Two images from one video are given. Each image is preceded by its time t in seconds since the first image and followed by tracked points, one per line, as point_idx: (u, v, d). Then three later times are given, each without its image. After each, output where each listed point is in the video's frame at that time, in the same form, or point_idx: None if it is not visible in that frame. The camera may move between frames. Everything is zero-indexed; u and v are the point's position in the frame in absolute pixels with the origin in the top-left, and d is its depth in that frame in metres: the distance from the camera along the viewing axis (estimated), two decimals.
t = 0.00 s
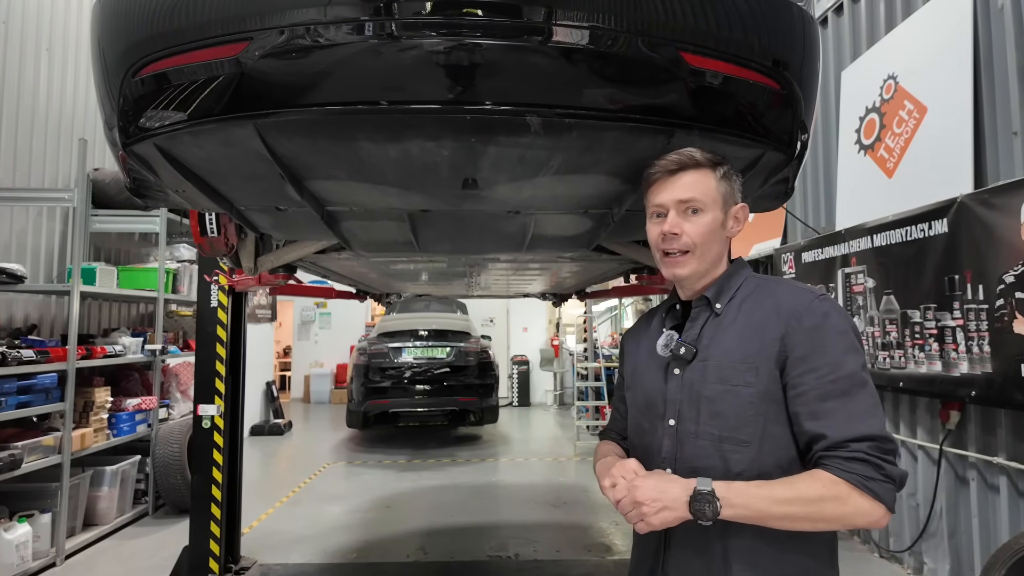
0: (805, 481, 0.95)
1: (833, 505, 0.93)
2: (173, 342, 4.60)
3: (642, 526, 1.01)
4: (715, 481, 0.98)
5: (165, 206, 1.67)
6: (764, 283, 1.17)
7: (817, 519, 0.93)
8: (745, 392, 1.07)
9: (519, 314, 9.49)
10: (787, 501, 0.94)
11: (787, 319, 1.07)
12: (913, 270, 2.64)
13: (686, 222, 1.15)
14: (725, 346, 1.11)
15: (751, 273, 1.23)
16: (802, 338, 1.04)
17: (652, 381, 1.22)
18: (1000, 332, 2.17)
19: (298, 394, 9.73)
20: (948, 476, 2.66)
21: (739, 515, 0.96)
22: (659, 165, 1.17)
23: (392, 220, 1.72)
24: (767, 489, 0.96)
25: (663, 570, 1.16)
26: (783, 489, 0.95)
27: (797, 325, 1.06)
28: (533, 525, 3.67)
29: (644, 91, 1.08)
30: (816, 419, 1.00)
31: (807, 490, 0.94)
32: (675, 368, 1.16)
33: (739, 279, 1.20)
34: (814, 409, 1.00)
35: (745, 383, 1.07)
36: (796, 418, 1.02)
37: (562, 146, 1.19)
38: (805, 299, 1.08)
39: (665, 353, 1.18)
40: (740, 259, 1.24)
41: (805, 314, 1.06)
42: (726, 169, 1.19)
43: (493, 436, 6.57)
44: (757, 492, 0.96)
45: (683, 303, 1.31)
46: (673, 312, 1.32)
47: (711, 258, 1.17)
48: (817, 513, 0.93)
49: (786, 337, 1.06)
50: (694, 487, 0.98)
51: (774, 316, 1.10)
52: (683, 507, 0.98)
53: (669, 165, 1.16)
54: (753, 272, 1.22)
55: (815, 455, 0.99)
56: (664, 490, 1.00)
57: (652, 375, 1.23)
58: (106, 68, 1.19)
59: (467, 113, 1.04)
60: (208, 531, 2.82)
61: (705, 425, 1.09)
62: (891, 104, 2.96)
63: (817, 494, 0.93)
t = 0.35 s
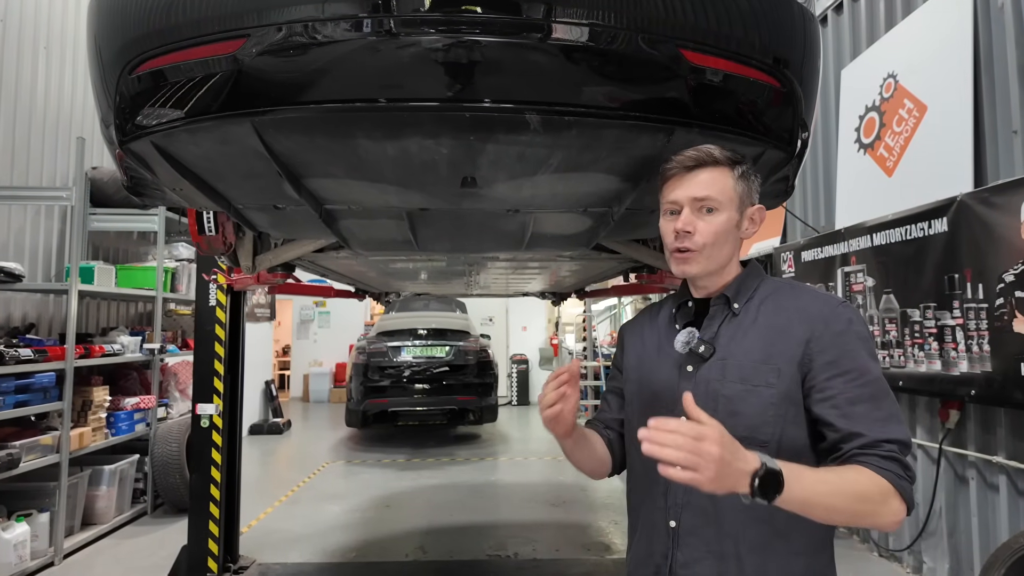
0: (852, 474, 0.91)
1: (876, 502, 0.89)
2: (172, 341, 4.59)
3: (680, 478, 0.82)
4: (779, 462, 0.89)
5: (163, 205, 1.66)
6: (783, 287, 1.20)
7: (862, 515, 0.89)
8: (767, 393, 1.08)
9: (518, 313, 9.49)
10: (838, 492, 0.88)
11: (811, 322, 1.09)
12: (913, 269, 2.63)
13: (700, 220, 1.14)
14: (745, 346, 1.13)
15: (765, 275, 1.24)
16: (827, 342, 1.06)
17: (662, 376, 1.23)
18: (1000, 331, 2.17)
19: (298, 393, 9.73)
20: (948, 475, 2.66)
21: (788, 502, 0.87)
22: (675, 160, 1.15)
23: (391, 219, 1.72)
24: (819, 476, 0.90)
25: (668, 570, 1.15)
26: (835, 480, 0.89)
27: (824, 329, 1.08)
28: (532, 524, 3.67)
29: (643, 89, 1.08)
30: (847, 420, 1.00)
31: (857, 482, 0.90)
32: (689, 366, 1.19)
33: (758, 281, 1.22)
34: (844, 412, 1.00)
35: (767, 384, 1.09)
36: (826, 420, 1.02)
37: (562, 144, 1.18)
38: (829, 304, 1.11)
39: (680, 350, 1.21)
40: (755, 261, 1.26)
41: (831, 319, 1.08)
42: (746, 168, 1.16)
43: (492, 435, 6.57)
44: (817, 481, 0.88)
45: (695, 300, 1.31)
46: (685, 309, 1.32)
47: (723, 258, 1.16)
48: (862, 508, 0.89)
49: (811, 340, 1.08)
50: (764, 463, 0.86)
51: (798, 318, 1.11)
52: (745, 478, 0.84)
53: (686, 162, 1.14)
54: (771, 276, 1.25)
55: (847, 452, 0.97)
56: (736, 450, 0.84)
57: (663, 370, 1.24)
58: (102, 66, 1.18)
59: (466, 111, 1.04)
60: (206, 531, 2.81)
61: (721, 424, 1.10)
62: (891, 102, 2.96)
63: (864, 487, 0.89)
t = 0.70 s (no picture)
0: (873, 458, 0.92)
1: (893, 487, 0.91)
2: (171, 340, 4.58)
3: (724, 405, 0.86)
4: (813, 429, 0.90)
5: (160, 203, 1.65)
6: (781, 285, 1.20)
7: (878, 500, 0.90)
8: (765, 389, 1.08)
9: (517, 312, 9.49)
10: (861, 473, 0.90)
11: (810, 319, 1.09)
12: (912, 268, 2.63)
13: (699, 218, 1.14)
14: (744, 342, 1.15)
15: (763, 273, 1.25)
16: (826, 339, 1.06)
17: (659, 372, 1.26)
18: (999, 329, 2.16)
19: (297, 392, 9.73)
20: (947, 474, 2.66)
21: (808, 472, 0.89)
22: (675, 158, 1.15)
23: (390, 217, 1.71)
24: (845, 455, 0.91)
25: (664, 567, 1.15)
26: (861, 461, 0.91)
27: (823, 324, 1.08)
28: (532, 523, 3.67)
29: (642, 87, 1.07)
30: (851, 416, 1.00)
31: (876, 468, 0.91)
32: (686, 362, 1.21)
33: (757, 279, 1.23)
34: (847, 406, 1.00)
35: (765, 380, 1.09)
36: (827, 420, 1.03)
37: (561, 142, 1.18)
38: (828, 301, 1.11)
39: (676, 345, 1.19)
40: (753, 258, 1.27)
41: (830, 316, 1.08)
42: (746, 164, 1.16)
43: (491, 434, 6.57)
44: (846, 465, 0.89)
45: (693, 297, 1.32)
46: (683, 305, 1.33)
47: (724, 255, 1.17)
48: (878, 494, 0.90)
49: (810, 338, 1.08)
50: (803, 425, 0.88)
51: (796, 315, 1.12)
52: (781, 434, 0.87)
53: (685, 160, 1.14)
54: (768, 274, 1.25)
55: (856, 442, 0.98)
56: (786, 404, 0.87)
57: (660, 366, 1.26)
58: (99, 63, 1.17)
59: (464, 108, 1.03)
60: (205, 530, 2.81)
61: (718, 420, 1.14)
62: (890, 101, 2.95)
63: (882, 474, 0.91)
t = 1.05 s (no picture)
0: (843, 457, 0.91)
1: (863, 487, 0.90)
2: (169, 338, 4.58)
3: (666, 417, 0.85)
4: (767, 429, 0.89)
5: (157, 200, 1.65)
6: (770, 282, 1.21)
7: (843, 499, 0.89)
8: (752, 385, 1.09)
9: (516, 310, 9.48)
10: (825, 472, 0.89)
11: (797, 316, 1.10)
12: (911, 266, 2.63)
13: (678, 215, 1.19)
14: (731, 339, 1.14)
15: (751, 270, 1.26)
16: (812, 335, 1.06)
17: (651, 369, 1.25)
18: (998, 327, 2.16)
19: (296, 390, 9.73)
20: (945, 472, 2.67)
21: (764, 469, 0.89)
22: (651, 159, 1.22)
23: (387, 214, 1.71)
24: (810, 455, 0.90)
25: (654, 564, 1.15)
26: (824, 460, 0.90)
27: (810, 321, 1.08)
28: (531, 521, 3.67)
29: (642, 84, 1.07)
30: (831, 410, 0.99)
31: (846, 467, 0.90)
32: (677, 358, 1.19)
33: (745, 275, 1.24)
34: (829, 404, 1.00)
35: (753, 377, 1.09)
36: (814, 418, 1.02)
37: (559, 139, 1.18)
38: (815, 298, 1.11)
39: (666, 341, 1.19)
40: (743, 255, 1.28)
41: (816, 312, 1.08)
42: (722, 158, 1.21)
43: (490, 432, 6.57)
44: (806, 462, 0.89)
45: (683, 295, 1.34)
46: (674, 303, 1.35)
47: (707, 248, 1.20)
48: (848, 493, 0.89)
49: (796, 334, 1.08)
50: (751, 424, 0.86)
51: (785, 313, 1.12)
52: (728, 435, 0.85)
53: (660, 160, 1.21)
54: (758, 270, 1.26)
55: (833, 440, 0.98)
56: (729, 405, 0.85)
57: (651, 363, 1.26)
58: (94, 59, 1.17)
59: (462, 104, 1.03)
60: (203, 528, 2.80)
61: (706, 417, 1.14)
62: (889, 98, 2.95)
63: (852, 473, 0.90)
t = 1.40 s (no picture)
0: (798, 465, 0.89)
1: (823, 489, 0.88)
2: (168, 336, 4.58)
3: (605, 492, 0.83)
4: (707, 465, 0.87)
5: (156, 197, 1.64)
6: (753, 275, 1.19)
7: (805, 506, 0.87)
8: (732, 378, 1.09)
9: (515, 308, 9.49)
10: (779, 484, 0.86)
11: (774, 308, 1.09)
12: (910, 263, 2.64)
13: (676, 215, 1.15)
14: (712, 333, 1.14)
15: (735, 265, 1.24)
16: (788, 326, 1.05)
17: (639, 367, 1.25)
18: (996, 324, 2.17)
19: (295, 388, 9.74)
20: (943, 469, 2.67)
21: (719, 501, 0.87)
22: (644, 158, 1.15)
23: (386, 211, 1.70)
24: (759, 473, 0.88)
25: (643, 557, 1.18)
26: (778, 472, 0.88)
27: (786, 313, 1.06)
28: (530, 518, 3.67)
29: (642, 80, 1.07)
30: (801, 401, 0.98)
31: (800, 475, 0.87)
32: (662, 356, 1.19)
33: (729, 270, 1.22)
34: (800, 394, 0.98)
35: (732, 369, 1.09)
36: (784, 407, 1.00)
37: (558, 135, 1.18)
38: (794, 289, 1.10)
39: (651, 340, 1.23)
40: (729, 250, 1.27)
41: (792, 304, 1.07)
42: (712, 157, 1.18)
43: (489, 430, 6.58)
44: (756, 480, 0.87)
45: (671, 293, 1.33)
46: (663, 303, 1.34)
47: (702, 249, 1.18)
48: (807, 501, 0.87)
49: (773, 325, 1.07)
50: (688, 470, 0.84)
51: (762, 305, 1.11)
52: (670, 489, 0.83)
53: (653, 159, 1.14)
54: (744, 264, 1.25)
55: (798, 442, 0.96)
56: (661, 459, 0.83)
57: (639, 362, 1.26)
58: (92, 54, 1.17)
59: (461, 101, 1.03)
60: (202, 525, 2.80)
61: (691, 411, 1.12)
62: (888, 96, 2.95)
63: (807, 480, 0.87)
